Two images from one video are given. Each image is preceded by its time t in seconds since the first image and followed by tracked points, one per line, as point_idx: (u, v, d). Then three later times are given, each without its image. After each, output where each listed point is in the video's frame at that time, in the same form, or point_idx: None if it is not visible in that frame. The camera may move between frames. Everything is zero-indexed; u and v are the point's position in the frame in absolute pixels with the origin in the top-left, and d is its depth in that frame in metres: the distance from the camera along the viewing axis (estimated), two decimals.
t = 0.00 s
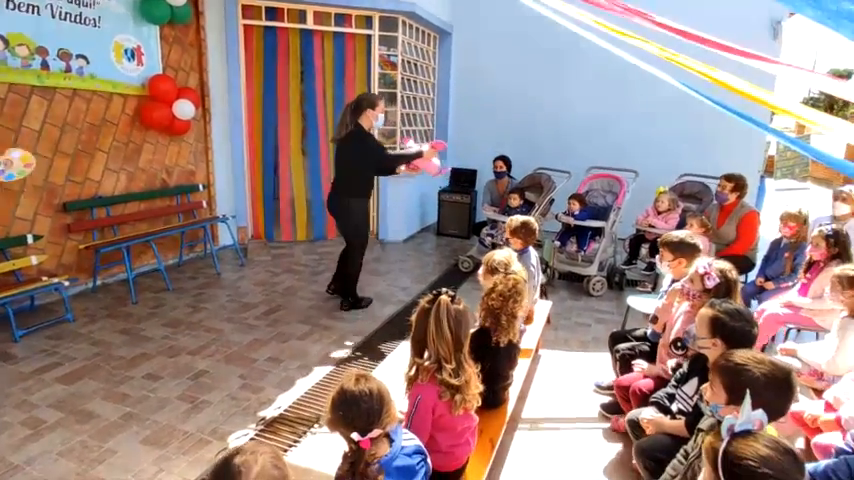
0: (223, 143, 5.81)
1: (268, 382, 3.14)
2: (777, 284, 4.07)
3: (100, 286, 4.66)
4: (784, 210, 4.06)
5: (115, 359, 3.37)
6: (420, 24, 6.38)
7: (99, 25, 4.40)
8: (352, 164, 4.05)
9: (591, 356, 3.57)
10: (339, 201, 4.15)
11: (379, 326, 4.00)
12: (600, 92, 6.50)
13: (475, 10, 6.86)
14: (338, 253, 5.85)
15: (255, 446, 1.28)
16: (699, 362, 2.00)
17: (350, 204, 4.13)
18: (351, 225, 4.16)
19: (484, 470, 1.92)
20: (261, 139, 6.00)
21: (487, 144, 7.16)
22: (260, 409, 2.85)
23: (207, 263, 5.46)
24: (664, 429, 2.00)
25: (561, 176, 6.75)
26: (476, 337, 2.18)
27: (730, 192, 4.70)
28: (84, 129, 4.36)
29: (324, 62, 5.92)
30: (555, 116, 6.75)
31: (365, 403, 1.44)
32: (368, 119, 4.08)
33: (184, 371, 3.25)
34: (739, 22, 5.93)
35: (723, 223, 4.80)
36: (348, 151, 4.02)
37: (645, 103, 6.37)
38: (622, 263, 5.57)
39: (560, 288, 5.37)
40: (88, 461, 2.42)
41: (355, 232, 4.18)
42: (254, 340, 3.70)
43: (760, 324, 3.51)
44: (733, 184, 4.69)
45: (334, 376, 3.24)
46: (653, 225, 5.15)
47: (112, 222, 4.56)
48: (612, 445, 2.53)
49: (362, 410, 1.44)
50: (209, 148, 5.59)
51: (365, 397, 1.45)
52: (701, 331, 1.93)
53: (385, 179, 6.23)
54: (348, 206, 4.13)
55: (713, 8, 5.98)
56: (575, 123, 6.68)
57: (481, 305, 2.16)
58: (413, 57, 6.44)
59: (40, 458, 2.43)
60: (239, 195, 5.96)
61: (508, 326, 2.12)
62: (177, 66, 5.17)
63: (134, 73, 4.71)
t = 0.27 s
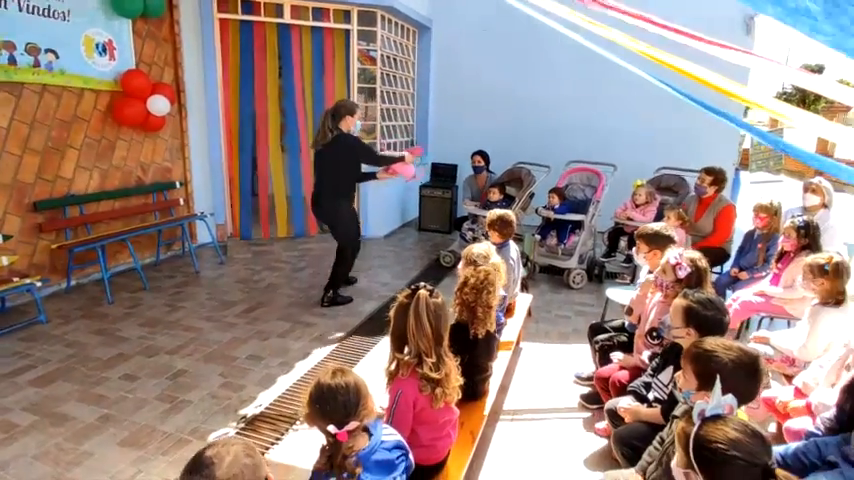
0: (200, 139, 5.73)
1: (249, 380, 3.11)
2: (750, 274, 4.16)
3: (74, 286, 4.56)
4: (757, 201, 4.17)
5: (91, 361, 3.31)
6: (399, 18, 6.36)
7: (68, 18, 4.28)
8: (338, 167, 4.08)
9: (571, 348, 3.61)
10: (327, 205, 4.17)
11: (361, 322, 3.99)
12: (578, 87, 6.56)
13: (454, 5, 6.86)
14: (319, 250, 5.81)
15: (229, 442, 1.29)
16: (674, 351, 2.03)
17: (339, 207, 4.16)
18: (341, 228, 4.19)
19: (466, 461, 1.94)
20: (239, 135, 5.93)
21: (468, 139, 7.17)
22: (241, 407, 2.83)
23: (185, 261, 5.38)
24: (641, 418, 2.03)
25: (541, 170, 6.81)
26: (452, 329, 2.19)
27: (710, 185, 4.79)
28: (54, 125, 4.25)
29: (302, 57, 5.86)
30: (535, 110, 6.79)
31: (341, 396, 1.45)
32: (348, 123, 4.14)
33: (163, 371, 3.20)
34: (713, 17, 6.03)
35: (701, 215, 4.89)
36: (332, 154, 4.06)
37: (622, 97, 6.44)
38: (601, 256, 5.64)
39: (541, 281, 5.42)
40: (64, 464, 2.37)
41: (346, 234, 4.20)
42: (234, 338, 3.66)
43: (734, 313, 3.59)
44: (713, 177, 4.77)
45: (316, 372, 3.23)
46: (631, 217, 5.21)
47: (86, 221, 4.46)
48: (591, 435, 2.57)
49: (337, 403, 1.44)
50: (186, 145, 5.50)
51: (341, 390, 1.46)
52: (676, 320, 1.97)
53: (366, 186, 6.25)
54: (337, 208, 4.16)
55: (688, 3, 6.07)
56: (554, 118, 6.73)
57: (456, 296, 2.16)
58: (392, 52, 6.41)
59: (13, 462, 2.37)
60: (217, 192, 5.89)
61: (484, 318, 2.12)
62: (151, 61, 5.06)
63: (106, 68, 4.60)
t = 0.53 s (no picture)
0: (176, 134, 5.63)
1: (230, 378, 3.08)
2: (726, 264, 4.23)
3: (48, 286, 4.46)
4: (733, 193, 4.24)
5: (67, 362, 3.24)
6: (378, 12, 6.31)
7: (37, 11, 4.15)
8: (326, 161, 4.12)
9: (553, 340, 3.64)
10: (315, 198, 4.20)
11: (344, 317, 3.98)
12: (558, 81, 6.59)
13: None
14: (300, 246, 5.76)
15: (199, 439, 1.27)
16: (651, 341, 2.07)
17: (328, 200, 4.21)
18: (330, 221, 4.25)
19: (450, 451, 1.95)
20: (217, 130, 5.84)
21: (449, 133, 7.17)
22: (222, 406, 2.80)
23: (163, 259, 5.29)
24: (620, 406, 2.07)
25: (522, 163, 6.84)
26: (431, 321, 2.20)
27: (690, 178, 4.89)
28: (24, 122, 4.13)
29: (280, 51, 5.77)
30: (515, 104, 6.81)
31: (317, 385, 1.44)
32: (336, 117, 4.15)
33: (141, 371, 3.15)
34: (690, 11, 6.10)
35: (680, 208, 4.97)
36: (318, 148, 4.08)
37: (601, 91, 6.48)
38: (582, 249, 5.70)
39: (523, 275, 5.45)
40: (39, 467, 2.32)
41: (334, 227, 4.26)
42: (215, 336, 3.62)
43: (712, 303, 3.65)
44: (693, 170, 4.88)
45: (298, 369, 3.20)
46: (611, 210, 5.28)
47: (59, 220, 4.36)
48: (573, 424, 2.60)
49: (314, 392, 1.43)
50: (162, 141, 5.41)
51: (315, 379, 1.45)
52: (652, 311, 2.00)
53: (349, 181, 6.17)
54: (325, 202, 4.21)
55: None
56: (534, 112, 6.76)
57: (432, 287, 2.16)
58: (371, 46, 6.37)
59: None
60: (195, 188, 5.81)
61: (459, 309, 2.12)
62: (124, 55, 4.95)
63: (77, 63, 4.48)
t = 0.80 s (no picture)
0: (153, 130, 5.53)
1: (212, 376, 3.05)
2: (704, 255, 4.32)
3: (22, 286, 4.35)
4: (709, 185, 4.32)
5: (43, 363, 3.17)
6: (358, 5, 6.26)
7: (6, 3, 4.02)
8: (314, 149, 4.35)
9: (535, 332, 3.68)
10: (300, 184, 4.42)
11: (326, 313, 3.96)
12: (539, 74, 6.62)
13: None
14: (282, 242, 5.72)
15: (178, 432, 1.26)
16: (630, 331, 2.10)
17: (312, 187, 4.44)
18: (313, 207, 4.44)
19: (434, 442, 1.97)
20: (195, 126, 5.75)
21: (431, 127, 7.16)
22: (203, 404, 2.77)
23: (142, 257, 5.20)
24: (601, 396, 2.10)
25: (503, 157, 6.87)
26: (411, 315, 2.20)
27: (668, 171, 4.97)
28: None
29: (259, 45, 5.70)
30: (496, 98, 6.82)
31: (301, 378, 1.42)
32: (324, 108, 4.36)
33: (120, 371, 3.10)
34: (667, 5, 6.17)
35: (660, 200, 5.04)
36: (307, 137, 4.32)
37: (582, 85, 6.53)
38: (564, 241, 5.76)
39: (505, 268, 5.49)
40: (16, 471, 2.28)
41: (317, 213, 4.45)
42: (196, 334, 3.58)
43: (690, 293, 3.72)
44: (672, 163, 4.94)
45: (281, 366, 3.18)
46: (591, 203, 5.34)
47: (33, 218, 4.26)
48: (555, 414, 2.63)
49: (299, 382, 1.41)
50: (138, 136, 5.30)
51: (299, 368, 1.44)
52: (630, 301, 2.03)
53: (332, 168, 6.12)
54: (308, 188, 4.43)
55: None
56: (514, 105, 6.79)
57: (410, 279, 2.17)
58: (352, 40, 6.31)
59: None
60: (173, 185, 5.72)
61: (438, 299, 2.13)
62: (97, 49, 4.83)
63: (48, 57, 4.36)
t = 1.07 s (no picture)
0: (130, 126, 5.43)
1: (194, 373, 3.02)
2: (683, 245, 4.39)
3: None
4: (687, 176, 4.39)
5: (20, 364, 3.11)
6: None
7: None
8: (300, 150, 4.53)
9: (518, 323, 3.71)
10: (289, 183, 4.62)
11: (310, 308, 3.94)
12: (520, 68, 6.64)
13: None
14: (265, 238, 5.67)
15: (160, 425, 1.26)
16: (608, 319, 2.14)
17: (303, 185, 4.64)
18: (304, 204, 4.63)
19: (416, 433, 1.98)
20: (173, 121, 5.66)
21: (413, 121, 7.13)
22: (185, 402, 2.75)
23: (120, 255, 5.12)
24: (582, 385, 2.13)
25: (486, 150, 6.89)
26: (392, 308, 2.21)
27: (645, 162, 5.02)
28: None
29: (238, 38, 5.62)
30: (478, 91, 6.83)
31: (288, 367, 1.44)
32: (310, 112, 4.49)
33: (100, 370, 3.06)
34: None
35: (639, 191, 5.10)
36: (292, 138, 4.49)
37: (563, 78, 6.57)
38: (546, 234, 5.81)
39: (488, 260, 5.52)
40: None
41: (311, 209, 4.66)
42: (177, 331, 3.54)
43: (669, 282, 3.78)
44: (648, 154, 5.00)
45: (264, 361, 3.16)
46: (573, 195, 5.39)
47: (6, 217, 4.16)
48: (538, 404, 2.66)
49: (285, 371, 1.44)
50: (115, 132, 5.19)
51: (285, 358, 1.46)
52: (609, 291, 2.06)
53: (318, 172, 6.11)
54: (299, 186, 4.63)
55: None
56: (496, 99, 6.80)
57: (387, 270, 2.18)
58: (332, 33, 6.23)
59: None
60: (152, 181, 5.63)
61: (417, 289, 2.16)
62: (70, 42, 4.71)
63: (18, 51, 4.23)
